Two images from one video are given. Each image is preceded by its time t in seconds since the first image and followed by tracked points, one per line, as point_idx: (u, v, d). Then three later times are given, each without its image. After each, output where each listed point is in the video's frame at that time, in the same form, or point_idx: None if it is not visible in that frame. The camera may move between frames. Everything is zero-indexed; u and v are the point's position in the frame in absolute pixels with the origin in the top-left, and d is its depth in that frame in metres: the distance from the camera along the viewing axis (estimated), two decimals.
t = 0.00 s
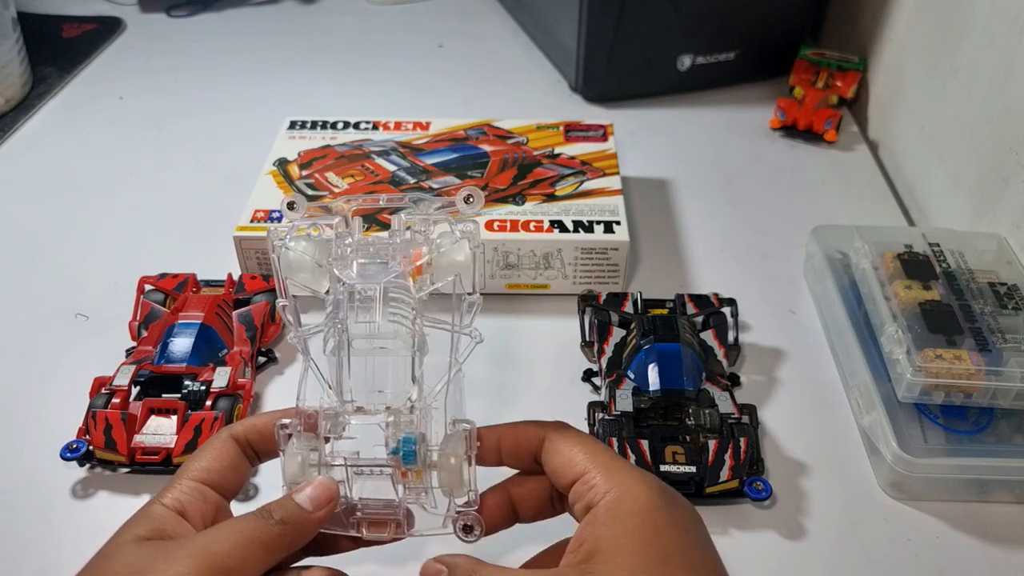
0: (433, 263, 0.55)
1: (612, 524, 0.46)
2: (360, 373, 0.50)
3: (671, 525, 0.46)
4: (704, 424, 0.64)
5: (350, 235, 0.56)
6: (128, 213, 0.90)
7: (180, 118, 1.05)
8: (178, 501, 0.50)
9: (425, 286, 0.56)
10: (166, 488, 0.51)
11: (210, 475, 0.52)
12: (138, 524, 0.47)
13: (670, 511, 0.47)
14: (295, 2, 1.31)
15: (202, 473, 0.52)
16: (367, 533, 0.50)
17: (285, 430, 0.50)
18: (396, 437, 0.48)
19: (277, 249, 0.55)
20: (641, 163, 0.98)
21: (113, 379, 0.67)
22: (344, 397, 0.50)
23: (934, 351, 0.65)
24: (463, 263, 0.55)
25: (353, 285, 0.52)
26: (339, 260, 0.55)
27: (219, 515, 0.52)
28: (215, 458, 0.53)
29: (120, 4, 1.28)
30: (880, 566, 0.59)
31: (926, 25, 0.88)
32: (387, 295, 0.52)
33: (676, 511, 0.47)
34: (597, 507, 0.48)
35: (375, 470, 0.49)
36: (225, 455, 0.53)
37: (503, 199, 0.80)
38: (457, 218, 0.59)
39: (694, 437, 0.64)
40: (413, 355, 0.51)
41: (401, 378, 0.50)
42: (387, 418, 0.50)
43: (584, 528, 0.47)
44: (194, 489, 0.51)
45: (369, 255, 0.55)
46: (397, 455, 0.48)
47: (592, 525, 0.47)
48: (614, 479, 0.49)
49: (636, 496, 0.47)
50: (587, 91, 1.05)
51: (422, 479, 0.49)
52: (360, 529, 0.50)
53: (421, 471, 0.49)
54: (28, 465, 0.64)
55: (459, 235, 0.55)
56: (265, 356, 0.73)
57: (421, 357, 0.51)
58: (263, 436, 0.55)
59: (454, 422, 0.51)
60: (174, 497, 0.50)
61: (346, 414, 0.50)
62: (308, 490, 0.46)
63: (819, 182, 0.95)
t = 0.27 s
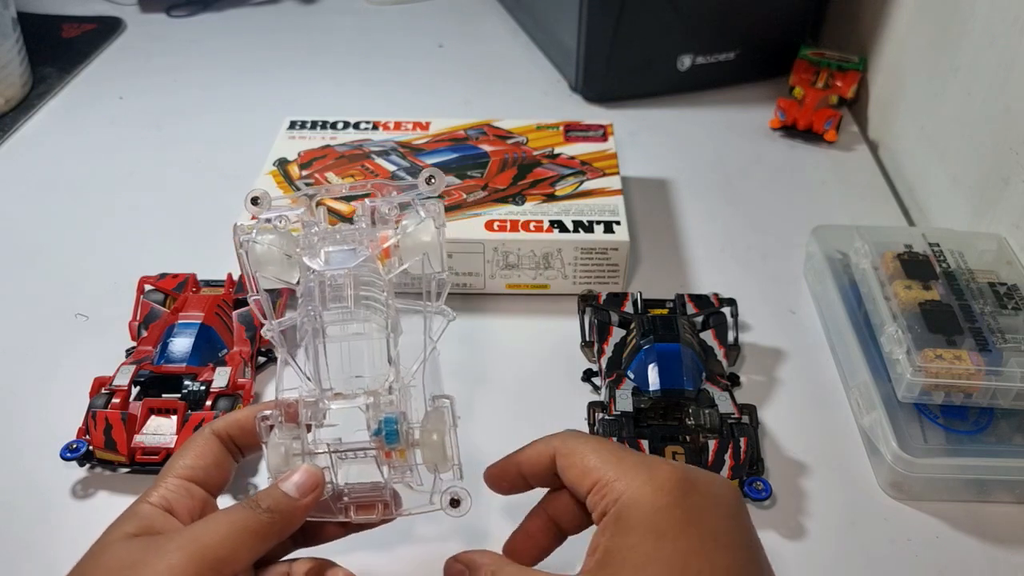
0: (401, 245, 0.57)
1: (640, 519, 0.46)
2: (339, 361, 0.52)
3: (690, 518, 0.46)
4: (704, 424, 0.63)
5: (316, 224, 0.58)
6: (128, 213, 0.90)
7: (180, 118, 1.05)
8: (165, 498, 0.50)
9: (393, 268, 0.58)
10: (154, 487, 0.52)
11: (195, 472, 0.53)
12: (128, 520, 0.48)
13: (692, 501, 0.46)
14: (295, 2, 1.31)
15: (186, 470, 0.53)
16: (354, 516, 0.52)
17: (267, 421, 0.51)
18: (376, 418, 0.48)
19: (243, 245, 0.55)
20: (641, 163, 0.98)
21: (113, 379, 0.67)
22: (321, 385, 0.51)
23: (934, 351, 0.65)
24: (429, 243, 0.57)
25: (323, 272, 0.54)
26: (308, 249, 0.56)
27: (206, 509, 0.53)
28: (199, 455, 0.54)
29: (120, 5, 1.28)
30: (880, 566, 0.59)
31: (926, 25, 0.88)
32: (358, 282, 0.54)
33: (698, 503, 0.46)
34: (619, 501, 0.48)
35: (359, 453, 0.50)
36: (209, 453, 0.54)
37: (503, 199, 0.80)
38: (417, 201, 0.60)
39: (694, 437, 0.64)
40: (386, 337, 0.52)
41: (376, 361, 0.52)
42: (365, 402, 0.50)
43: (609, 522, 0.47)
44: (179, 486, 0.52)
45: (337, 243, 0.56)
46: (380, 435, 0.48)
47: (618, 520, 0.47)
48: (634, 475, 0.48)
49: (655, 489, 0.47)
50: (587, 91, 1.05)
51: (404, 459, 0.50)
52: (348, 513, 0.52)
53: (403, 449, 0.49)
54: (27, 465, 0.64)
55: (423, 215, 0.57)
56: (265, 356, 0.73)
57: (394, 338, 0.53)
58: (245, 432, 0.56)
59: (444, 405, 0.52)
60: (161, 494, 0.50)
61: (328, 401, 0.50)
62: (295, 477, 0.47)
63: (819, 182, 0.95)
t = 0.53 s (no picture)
0: (395, 243, 0.58)
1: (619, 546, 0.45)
2: (337, 358, 0.53)
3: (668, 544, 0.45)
4: (704, 424, 0.64)
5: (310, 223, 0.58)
6: (128, 213, 0.90)
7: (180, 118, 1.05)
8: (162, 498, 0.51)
9: (388, 266, 0.58)
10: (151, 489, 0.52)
11: (191, 472, 0.53)
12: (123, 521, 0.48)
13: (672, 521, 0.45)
14: (295, 2, 1.31)
15: (182, 470, 0.53)
16: (352, 514, 0.52)
17: (263, 421, 0.51)
18: (373, 416, 0.49)
19: (237, 245, 0.56)
20: (641, 163, 0.98)
21: (113, 379, 0.67)
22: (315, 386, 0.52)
23: (934, 351, 0.65)
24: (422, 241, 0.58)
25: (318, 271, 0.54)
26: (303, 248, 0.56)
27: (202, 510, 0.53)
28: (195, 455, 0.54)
29: (120, 5, 1.28)
30: (880, 566, 0.59)
31: (926, 25, 0.88)
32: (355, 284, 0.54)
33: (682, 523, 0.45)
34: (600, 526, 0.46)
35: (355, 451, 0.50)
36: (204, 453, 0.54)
37: (503, 199, 0.80)
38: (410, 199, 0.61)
39: (694, 437, 0.64)
40: (381, 335, 0.53)
41: (372, 360, 0.54)
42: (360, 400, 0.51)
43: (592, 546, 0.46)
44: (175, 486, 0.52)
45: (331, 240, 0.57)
46: (377, 432, 0.49)
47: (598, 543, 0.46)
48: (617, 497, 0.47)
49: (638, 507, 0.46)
50: (587, 91, 1.05)
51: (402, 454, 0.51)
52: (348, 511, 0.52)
53: (401, 448, 0.50)
54: (27, 466, 0.64)
55: (417, 214, 0.58)
56: (265, 356, 0.73)
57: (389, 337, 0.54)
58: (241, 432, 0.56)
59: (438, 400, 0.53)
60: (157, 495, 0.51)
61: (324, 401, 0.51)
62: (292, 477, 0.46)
63: (819, 182, 0.95)
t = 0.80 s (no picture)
0: (420, 253, 0.56)
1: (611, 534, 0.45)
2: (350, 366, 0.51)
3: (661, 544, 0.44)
4: (704, 424, 0.64)
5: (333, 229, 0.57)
6: (128, 213, 0.90)
7: (180, 118, 1.05)
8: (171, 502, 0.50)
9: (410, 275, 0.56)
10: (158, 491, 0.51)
11: (200, 475, 0.53)
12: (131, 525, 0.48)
13: (667, 522, 0.45)
14: (295, 2, 1.31)
15: (191, 473, 0.53)
16: (363, 523, 0.51)
17: (275, 425, 0.51)
18: (389, 427, 0.49)
19: (260, 246, 0.55)
20: (641, 163, 0.98)
21: (113, 379, 0.67)
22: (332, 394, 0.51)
23: (934, 351, 0.65)
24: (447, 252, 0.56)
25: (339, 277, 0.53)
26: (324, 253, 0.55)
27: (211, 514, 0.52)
28: (204, 459, 0.54)
29: (120, 4, 1.28)
30: (880, 566, 0.59)
31: (926, 25, 0.88)
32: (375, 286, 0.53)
33: (675, 526, 0.45)
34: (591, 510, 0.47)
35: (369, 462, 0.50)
36: (213, 456, 0.54)
37: (503, 199, 0.80)
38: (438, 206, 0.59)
39: (694, 436, 0.64)
40: (400, 344, 0.52)
41: (388, 368, 0.52)
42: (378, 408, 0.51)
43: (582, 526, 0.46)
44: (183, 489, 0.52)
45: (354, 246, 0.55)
46: (392, 443, 0.49)
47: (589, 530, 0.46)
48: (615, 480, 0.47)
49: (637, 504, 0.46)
50: (587, 91, 1.05)
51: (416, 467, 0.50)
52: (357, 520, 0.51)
53: (415, 459, 0.50)
54: (27, 465, 0.64)
55: (442, 224, 0.56)
56: (265, 356, 0.73)
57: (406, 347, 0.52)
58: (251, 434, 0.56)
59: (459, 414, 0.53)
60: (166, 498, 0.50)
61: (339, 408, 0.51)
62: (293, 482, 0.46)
63: (819, 182, 0.95)
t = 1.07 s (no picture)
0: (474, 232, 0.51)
1: (623, 509, 0.47)
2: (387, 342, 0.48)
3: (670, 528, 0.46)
4: (704, 424, 0.64)
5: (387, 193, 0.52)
6: (128, 213, 0.90)
7: (180, 118, 1.05)
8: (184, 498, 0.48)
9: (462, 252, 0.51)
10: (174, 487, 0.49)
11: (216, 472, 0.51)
12: (155, 516, 0.46)
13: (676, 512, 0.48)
14: (295, 2, 1.31)
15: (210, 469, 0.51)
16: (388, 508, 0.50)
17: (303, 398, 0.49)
18: (430, 409, 0.48)
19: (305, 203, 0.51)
20: (641, 163, 0.98)
21: (113, 379, 0.67)
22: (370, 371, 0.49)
23: (934, 351, 0.65)
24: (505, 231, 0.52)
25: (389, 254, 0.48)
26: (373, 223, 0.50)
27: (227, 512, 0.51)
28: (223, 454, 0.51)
29: (120, 4, 1.28)
30: (880, 566, 0.59)
31: (926, 25, 0.88)
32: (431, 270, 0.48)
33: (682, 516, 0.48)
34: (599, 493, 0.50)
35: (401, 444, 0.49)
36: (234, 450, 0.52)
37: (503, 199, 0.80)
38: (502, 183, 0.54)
39: (694, 437, 0.64)
40: (443, 327, 0.48)
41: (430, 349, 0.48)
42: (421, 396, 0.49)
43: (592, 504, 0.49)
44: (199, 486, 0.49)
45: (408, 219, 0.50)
46: (431, 427, 0.48)
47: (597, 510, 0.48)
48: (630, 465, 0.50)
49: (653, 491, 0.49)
50: (587, 91, 1.05)
51: (451, 454, 0.49)
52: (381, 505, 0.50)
53: (453, 445, 0.49)
54: (27, 465, 0.64)
55: (506, 203, 0.52)
56: (265, 356, 0.73)
57: (452, 330, 0.49)
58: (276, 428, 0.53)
59: (482, 385, 0.51)
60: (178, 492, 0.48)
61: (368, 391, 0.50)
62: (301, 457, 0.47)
63: (819, 182, 0.95)
